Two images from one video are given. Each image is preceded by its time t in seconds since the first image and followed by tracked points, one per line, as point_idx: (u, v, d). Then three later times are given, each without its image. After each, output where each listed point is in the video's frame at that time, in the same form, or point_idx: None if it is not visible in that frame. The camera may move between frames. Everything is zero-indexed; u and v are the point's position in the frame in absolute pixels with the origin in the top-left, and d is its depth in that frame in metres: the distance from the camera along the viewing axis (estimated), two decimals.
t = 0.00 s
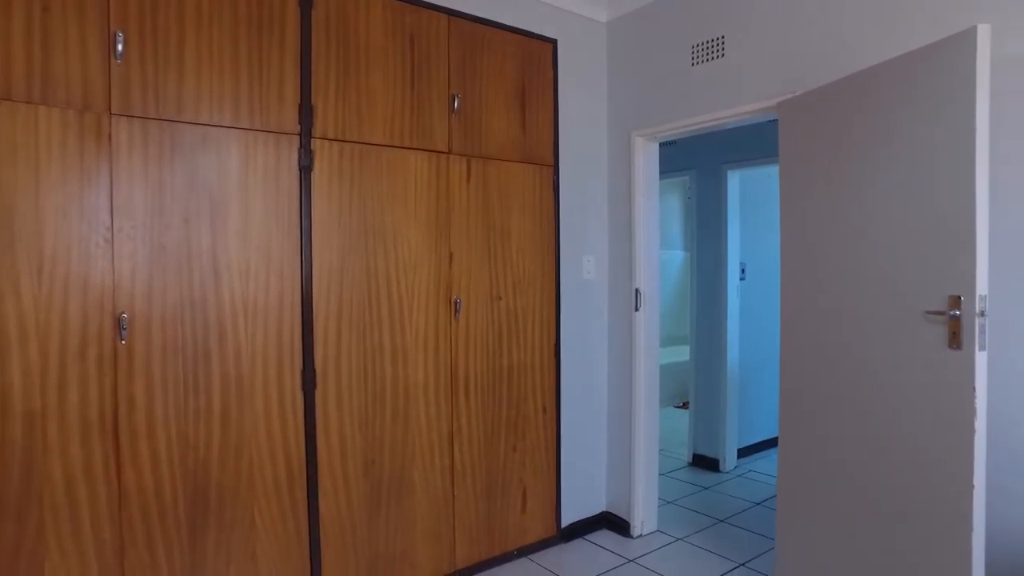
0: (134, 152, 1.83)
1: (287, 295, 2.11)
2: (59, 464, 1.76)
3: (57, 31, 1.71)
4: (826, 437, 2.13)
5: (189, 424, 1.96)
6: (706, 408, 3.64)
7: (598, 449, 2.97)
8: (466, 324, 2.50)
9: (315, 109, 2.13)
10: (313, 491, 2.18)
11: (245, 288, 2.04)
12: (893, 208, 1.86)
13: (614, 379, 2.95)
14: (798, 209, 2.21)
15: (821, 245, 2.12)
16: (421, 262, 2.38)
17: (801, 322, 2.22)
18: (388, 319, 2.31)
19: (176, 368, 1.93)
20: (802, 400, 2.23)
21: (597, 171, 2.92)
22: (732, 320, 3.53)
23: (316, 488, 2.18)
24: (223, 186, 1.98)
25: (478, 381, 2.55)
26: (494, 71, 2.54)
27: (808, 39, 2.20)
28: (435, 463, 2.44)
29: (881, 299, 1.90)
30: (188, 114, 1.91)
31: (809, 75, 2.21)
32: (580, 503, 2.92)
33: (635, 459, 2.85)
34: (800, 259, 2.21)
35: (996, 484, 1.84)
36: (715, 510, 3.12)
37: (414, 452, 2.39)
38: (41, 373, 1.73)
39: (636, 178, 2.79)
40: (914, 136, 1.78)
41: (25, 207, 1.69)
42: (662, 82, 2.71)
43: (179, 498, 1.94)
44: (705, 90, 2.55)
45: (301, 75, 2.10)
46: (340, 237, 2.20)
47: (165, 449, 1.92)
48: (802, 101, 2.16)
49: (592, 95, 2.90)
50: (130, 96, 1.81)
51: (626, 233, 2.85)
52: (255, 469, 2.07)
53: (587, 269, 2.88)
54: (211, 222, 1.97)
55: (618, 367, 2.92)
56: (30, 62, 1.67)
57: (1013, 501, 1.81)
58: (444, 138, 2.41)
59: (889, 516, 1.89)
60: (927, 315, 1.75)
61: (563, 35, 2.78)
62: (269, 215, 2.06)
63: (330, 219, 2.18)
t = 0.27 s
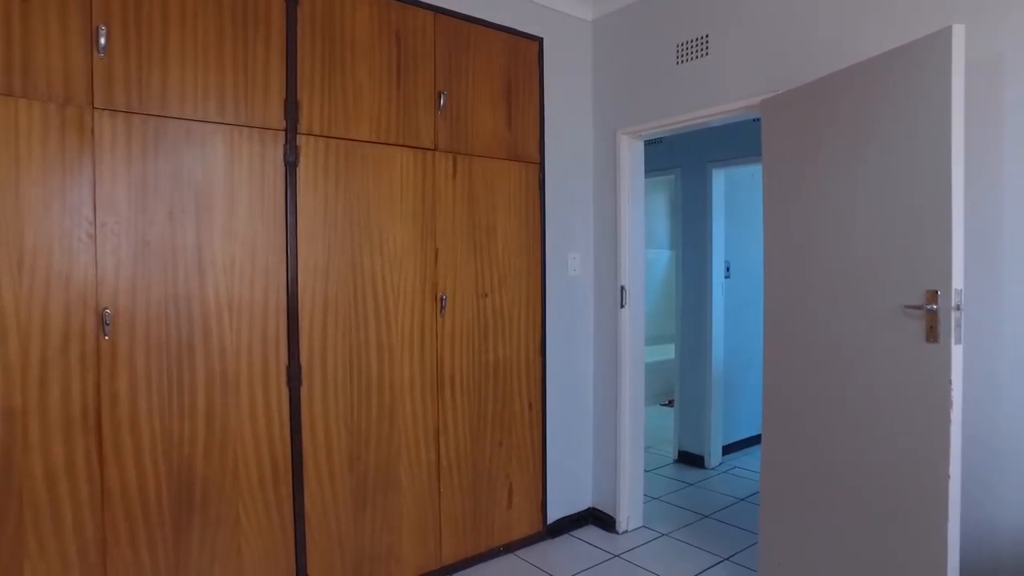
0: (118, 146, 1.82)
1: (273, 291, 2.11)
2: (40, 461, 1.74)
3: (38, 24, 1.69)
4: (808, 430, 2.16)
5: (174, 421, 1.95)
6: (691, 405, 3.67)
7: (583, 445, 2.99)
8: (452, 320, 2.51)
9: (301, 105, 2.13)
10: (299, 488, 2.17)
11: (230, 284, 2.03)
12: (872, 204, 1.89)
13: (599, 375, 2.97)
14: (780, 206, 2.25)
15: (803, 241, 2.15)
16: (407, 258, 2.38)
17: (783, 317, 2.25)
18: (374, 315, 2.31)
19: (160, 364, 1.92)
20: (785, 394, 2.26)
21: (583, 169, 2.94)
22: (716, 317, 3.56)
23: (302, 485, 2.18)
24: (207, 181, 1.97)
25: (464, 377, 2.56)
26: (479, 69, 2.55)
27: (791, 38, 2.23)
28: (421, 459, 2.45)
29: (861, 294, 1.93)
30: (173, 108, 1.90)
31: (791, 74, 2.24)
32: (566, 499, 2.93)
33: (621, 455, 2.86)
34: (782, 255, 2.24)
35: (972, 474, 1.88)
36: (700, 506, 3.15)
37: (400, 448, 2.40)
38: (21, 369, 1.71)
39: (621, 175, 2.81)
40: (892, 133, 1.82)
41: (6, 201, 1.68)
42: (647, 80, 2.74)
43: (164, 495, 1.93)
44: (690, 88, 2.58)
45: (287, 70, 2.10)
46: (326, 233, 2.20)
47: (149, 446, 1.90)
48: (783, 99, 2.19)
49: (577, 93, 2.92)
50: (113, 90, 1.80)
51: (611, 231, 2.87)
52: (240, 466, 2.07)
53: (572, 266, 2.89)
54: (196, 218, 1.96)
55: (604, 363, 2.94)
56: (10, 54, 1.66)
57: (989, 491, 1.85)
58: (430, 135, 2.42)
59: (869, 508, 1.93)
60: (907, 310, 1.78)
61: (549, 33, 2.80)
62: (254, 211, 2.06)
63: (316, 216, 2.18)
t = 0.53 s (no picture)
0: (102, 142, 1.81)
1: (260, 288, 2.10)
2: (23, 460, 1.72)
3: (20, 18, 1.67)
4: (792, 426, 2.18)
5: (159, 419, 1.93)
6: (678, 403, 3.70)
7: (571, 442, 3.01)
8: (439, 318, 2.52)
9: (288, 102, 2.12)
10: (286, 486, 2.17)
11: (216, 281, 2.02)
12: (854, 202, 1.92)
13: (587, 373, 2.98)
14: (764, 205, 2.27)
15: (786, 239, 2.18)
16: (394, 256, 2.38)
17: (768, 314, 2.28)
18: (361, 313, 2.31)
19: (145, 362, 1.91)
20: (769, 391, 2.28)
21: (570, 168, 2.95)
22: (703, 315, 3.59)
23: (289, 483, 2.17)
24: (194, 178, 1.96)
25: (451, 375, 2.56)
26: (467, 68, 2.56)
27: (775, 39, 2.26)
28: (409, 457, 2.45)
29: (844, 291, 1.96)
30: (158, 104, 1.89)
31: (776, 74, 2.27)
32: (554, 496, 2.95)
33: (608, 452, 2.88)
34: (767, 253, 2.27)
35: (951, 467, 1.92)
36: (687, 503, 3.17)
37: (388, 446, 2.40)
38: (3, 367, 1.69)
39: (608, 174, 2.83)
40: (874, 132, 1.85)
41: None
42: (634, 79, 2.76)
43: (149, 494, 1.92)
44: (676, 88, 2.60)
45: (273, 67, 2.09)
46: (313, 230, 2.20)
47: (134, 444, 1.89)
48: (768, 98, 2.22)
49: (565, 92, 2.94)
50: (97, 85, 1.79)
51: (598, 229, 2.89)
52: (227, 464, 2.06)
53: (560, 264, 2.91)
54: (182, 214, 1.95)
55: (591, 361, 2.95)
56: None
57: (968, 483, 1.88)
58: (418, 133, 2.42)
59: (853, 502, 1.95)
60: (888, 306, 1.81)
61: (536, 33, 2.81)
62: (241, 208, 2.05)
63: (303, 213, 2.17)
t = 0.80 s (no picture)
0: (87, 138, 1.79)
1: (247, 286, 2.10)
2: (6, 459, 1.70)
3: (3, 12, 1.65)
4: (777, 422, 2.21)
5: (145, 418, 1.92)
6: (666, 401, 3.72)
7: (559, 441, 3.02)
8: (427, 316, 2.52)
9: (275, 99, 2.12)
10: (274, 485, 2.16)
11: (202, 279, 2.01)
12: (838, 201, 1.94)
13: (575, 371, 2.99)
14: (750, 204, 2.30)
15: (772, 237, 2.20)
16: (383, 254, 2.38)
17: (754, 312, 2.30)
18: (349, 311, 2.31)
19: (132, 360, 1.89)
20: (755, 388, 2.30)
21: (558, 166, 2.97)
22: (691, 314, 3.61)
23: (277, 482, 2.16)
24: (180, 175, 1.95)
25: (440, 373, 2.57)
26: (455, 66, 2.56)
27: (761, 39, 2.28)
28: (397, 455, 2.45)
29: (828, 288, 1.99)
30: (145, 101, 1.88)
31: (762, 74, 2.29)
32: (543, 494, 2.95)
33: (596, 450, 2.89)
34: (752, 251, 2.29)
35: (932, 462, 1.95)
36: (675, 500, 3.19)
37: (376, 444, 2.39)
38: None
39: (596, 173, 2.85)
40: (857, 131, 1.87)
41: None
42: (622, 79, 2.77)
43: (135, 493, 1.90)
44: (663, 87, 2.62)
45: (261, 64, 2.09)
46: (301, 228, 2.20)
47: (119, 443, 1.87)
48: (753, 98, 2.24)
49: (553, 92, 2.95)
50: (82, 81, 1.77)
51: (586, 228, 2.90)
52: (214, 463, 2.04)
53: (548, 262, 2.92)
54: (168, 212, 1.94)
55: (580, 359, 2.97)
56: None
57: (949, 477, 1.91)
58: (406, 131, 2.42)
59: (838, 497, 1.98)
60: (872, 303, 1.84)
61: (525, 32, 2.82)
62: (228, 206, 2.04)
63: (291, 211, 2.17)
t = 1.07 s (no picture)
0: (70, 134, 1.78)
1: (233, 283, 2.09)
2: None
3: None
4: (761, 418, 2.23)
5: (129, 416, 1.90)
6: (653, 399, 3.74)
7: (546, 438, 3.03)
8: (414, 314, 2.52)
9: (262, 96, 2.11)
10: (260, 484, 2.15)
11: (187, 277, 2.00)
12: (821, 199, 1.97)
13: (562, 369, 3.01)
14: (734, 202, 2.32)
15: (756, 235, 2.22)
16: (369, 252, 2.38)
17: (738, 309, 2.32)
18: (335, 309, 2.31)
19: (115, 358, 1.88)
20: (740, 384, 2.33)
21: (545, 165, 2.98)
22: (677, 313, 3.64)
23: (263, 480, 2.15)
24: (165, 172, 1.94)
25: (427, 371, 2.57)
26: (442, 65, 2.57)
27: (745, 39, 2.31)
28: (384, 453, 2.45)
29: (810, 285, 2.01)
30: (129, 97, 1.86)
31: (746, 74, 2.32)
32: (530, 492, 2.96)
33: (583, 447, 2.91)
34: (736, 249, 2.32)
35: (912, 455, 1.98)
36: (661, 497, 3.22)
37: (363, 442, 2.39)
38: None
39: (582, 172, 2.86)
40: (838, 130, 1.90)
41: None
42: (608, 78, 2.79)
43: (118, 492, 1.88)
44: (649, 86, 2.64)
45: (247, 61, 2.08)
46: (287, 226, 2.19)
47: (103, 442, 1.86)
48: (738, 97, 2.27)
49: (540, 91, 2.96)
50: (64, 76, 1.76)
51: (573, 226, 2.91)
52: (199, 461, 2.03)
53: (535, 261, 2.93)
54: (153, 209, 1.93)
55: (567, 357, 2.98)
56: None
57: (928, 470, 1.95)
58: (393, 129, 2.42)
59: (821, 491, 2.00)
60: (853, 299, 1.86)
61: (511, 31, 2.83)
62: (214, 202, 2.03)
63: (277, 208, 2.16)
